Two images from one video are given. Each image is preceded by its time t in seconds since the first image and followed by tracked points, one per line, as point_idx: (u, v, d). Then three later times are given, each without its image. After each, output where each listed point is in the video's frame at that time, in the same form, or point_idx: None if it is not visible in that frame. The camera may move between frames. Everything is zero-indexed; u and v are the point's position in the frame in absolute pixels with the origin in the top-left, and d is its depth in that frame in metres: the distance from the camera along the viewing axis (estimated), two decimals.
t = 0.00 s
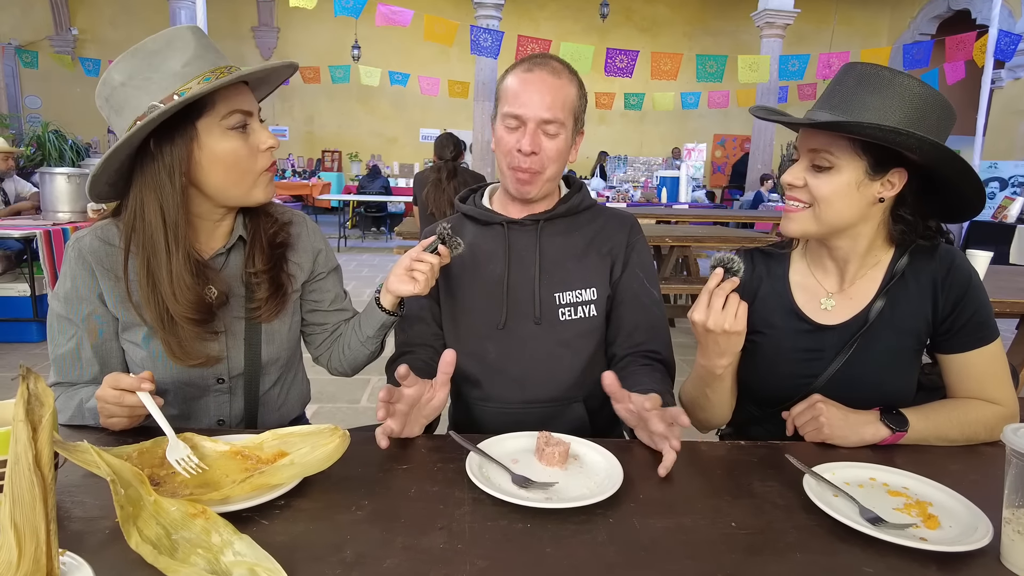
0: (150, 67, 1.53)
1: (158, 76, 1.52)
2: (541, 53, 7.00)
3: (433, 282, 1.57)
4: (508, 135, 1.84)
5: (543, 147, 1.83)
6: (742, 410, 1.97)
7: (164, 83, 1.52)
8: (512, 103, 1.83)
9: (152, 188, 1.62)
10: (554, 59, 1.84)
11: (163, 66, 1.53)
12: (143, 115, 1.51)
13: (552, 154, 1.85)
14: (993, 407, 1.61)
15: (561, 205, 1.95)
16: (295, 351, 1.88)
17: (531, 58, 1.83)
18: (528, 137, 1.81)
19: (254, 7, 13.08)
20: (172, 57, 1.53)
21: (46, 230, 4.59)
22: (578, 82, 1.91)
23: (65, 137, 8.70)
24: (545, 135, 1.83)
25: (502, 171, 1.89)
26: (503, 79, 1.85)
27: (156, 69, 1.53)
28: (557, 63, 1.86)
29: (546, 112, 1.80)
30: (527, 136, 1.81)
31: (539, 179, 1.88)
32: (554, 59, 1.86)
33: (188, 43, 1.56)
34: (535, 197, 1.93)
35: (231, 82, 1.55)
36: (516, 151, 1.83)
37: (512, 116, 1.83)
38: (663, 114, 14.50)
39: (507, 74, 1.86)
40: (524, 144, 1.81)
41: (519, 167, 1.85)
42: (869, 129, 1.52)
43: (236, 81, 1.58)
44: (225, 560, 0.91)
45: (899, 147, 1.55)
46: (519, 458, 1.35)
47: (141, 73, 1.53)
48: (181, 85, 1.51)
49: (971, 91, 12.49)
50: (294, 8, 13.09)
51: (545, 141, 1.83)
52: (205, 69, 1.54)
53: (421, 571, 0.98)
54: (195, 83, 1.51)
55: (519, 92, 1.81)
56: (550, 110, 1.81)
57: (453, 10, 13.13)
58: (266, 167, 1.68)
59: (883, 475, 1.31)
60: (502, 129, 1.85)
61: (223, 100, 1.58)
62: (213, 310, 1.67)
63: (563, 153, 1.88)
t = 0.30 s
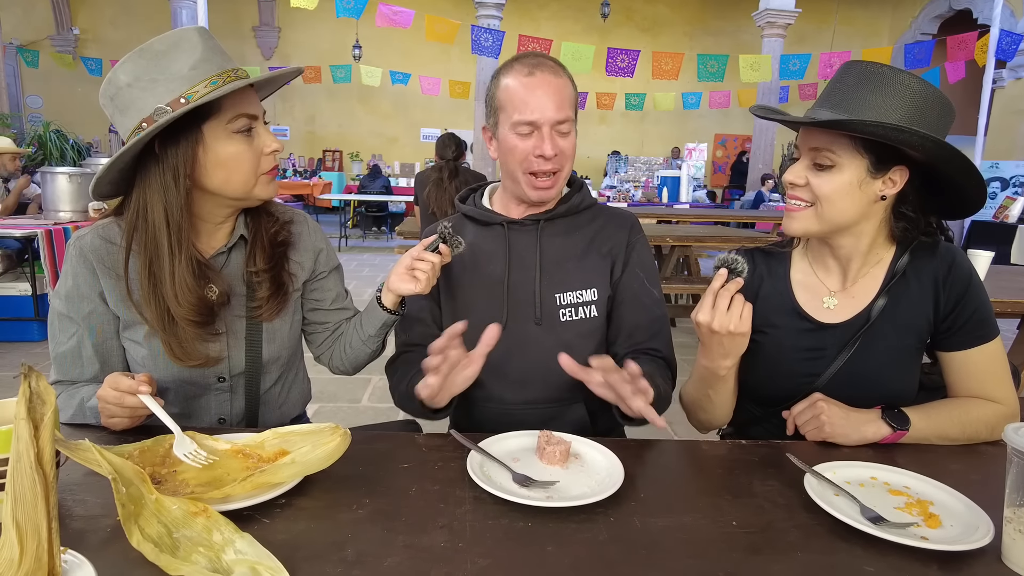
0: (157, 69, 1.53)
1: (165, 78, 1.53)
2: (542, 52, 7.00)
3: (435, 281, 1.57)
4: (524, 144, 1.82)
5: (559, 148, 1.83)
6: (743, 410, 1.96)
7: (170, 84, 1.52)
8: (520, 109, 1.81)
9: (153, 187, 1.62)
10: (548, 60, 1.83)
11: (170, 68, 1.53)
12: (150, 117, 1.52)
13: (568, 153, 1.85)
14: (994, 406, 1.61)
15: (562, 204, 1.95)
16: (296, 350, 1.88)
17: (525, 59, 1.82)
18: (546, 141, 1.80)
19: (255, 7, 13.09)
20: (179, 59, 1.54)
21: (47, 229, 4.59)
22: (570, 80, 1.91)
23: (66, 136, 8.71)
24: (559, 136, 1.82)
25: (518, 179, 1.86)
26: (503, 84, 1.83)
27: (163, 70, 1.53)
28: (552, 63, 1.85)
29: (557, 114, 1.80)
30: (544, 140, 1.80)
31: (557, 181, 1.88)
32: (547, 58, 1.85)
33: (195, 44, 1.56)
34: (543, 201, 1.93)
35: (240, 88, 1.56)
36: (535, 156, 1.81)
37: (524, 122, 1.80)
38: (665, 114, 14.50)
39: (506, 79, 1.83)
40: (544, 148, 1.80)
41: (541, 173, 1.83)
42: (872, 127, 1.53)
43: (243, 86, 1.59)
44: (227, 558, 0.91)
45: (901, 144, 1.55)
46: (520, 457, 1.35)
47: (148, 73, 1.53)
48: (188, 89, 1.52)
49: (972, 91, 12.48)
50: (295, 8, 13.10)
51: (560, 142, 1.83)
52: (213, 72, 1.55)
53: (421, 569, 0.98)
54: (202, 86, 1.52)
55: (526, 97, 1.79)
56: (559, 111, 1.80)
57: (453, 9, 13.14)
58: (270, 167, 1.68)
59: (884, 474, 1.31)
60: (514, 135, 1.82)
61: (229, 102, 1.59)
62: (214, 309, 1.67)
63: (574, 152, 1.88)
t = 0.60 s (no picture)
0: (164, 71, 1.53)
1: (173, 82, 1.53)
2: (543, 52, 7.00)
3: (437, 284, 1.57)
4: (529, 154, 1.80)
5: (563, 154, 1.81)
6: (742, 411, 1.96)
7: (177, 88, 1.52)
8: (520, 119, 1.78)
9: (156, 189, 1.62)
10: (539, 65, 1.81)
11: (178, 71, 1.53)
12: (156, 121, 1.52)
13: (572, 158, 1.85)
14: (993, 406, 1.60)
15: (561, 207, 1.94)
16: (297, 352, 1.88)
17: (516, 66, 1.80)
18: (551, 149, 1.78)
19: (256, 7, 13.11)
20: (188, 62, 1.54)
21: (49, 229, 4.60)
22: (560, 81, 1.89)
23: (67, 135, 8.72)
24: (561, 141, 1.81)
25: (527, 189, 1.85)
26: (501, 93, 1.80)
27: (171, 73, 1.53)
28: (543, 68, 1.83)
29: (557, 120, 1.78)
30: (549, 148, 1.79)
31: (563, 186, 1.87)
32: (539, 63, 1.83)
33: (204, 48, 1.56)
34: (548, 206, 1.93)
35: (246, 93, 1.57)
36: (543, 165, 1.80)
37: (528, 132, 1.78)
38: (665, 114, 14.50)
39: (503, 88, 1.80)
40: (550, 157, 1.78)
41: (548, 181, 1.82)
42: (865, 128, 1.53)
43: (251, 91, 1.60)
44: (226, 561, 0.91)
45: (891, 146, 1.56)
46: (520, 459, 1.35)
47: (155, 76, 1.53)
48: (197, 94, 1.52)
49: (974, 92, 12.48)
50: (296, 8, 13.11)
51: (564, 147, 1.82)
52: (221, 77, 1.56)
53: (421, 571, 0.98)
54: (211, 93, 1.53)
55: (528, 107, 1.77)
56: (558, 117, 1.79)
57: (454, 9, 13.14)
58: (274, 171, 1.68)
59: (884, 476, 1.31)
60: (519, 147, 1.80)
61: (236, 106, 1.59)
62: (216, 311, 1.67)
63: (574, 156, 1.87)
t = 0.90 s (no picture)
0: (169, 73, 1.53)
1: (177, 84, 1.52)
2: (543, 53, 7.00)
3: (441, 287, 1.57)
4: (517, 153, 1.80)
5: (552, 155, 1.80)
6: (743, 412, 1.96)
7: (181, 90, 1.52)
8: (509, 119, 1.79)
9: (159, 191, 1.62)
10: (534, 65, 1.80)
11: (182, 74, 1.53)
12: (161, 124, 1.52)
13: (562, 160, 1.84)
14: (993, 408, 1.60)
15: (558, 209, 1.94)
16: (299, 354, 1.88)
17: (508, 66, 1.80)
18: (538, 149, 1.78)
19: (257, 7, 13.11)
20: (193, 65, 1.54)
21: (50, 229, 4.59)
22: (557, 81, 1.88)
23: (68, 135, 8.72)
24: (550, 142, 1.80)
25: (514, 189, 1.85)
26: (493, 92, 1.80)
27: (175, 76, 1.53)
28: (538, 67, 1.83)
29: (546, 121, 1.77)
30: (537, 148, 1.78)
31: (552, 188, 1.86)
32: (533, 64, 1.84)
33: (208, 52, 1.56)
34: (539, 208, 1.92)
35: (251, 97, 1.57)
36: (530, 165, 1.79)
37: (516, 131, 1.78)
38: (666, 114, 14.49)
39: (495, 87, 1.80)
40: (537, 157, 1.78)
41: (535, 181, 1.81)
42: (855, 132, 1.53)
43: (255, 96, 1.60)
44: (227, 563, 0.91)
45: (884, 150, 1.55)
46: (521, 460, 1.35)
47: (160, 78, 1.52)
48: (201, 97, 1.52)
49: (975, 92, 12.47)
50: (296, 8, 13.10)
51: (553, 149, 1.81)
52: (226, 80, 1.56)
53: (421, 571, 0.98)
54: (215, 95, 1.53)
55: (519, 105, 1.77)
56: (548, 117, 1.78)
57: (455, 9, 13.14)
58: (278, 175, 1.68)
59: (885, 479, 1.30)
60: (507, 146, 1.80)
61: (241, 110, 1.59)
62: (219, 314, 1.67)
63: (566, 157, 1.86)
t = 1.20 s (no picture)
0: (173, 74, 1.53)
1: (181, 84, 1.52)
2: (545, 52, 7.00)
3: (443, 288, 1.57)
4: (511, 137, 1.82)
5: (546, 141, 1.82)
6: (745, 412, 1.95)
7: (186, 91, 1.52)
8: (504, 105, 1.82)
9: (161, 191, 1.62)
10: (527, 58, 1.84)
11: (186, 74, 1.53)
12: (164, 124, 1.51)
13: (558, 146, 1.85)
14: (997, 411, 1.60)
15: (559, 210, 1.94)
16: (300, 354, 1.88)
17: (506, 58, 1.85)
18: (531, 133, 1.80)
19: (259, 6, 13.12)
20: (197, 65, 1.54)
21: (50, 228, 4.59)
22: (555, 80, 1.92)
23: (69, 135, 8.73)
24: (544, 129, 1.83)
25: (507, 175, 1.85)
26: (488, 83, 1.84)
27: (179, 76, 1.53)
28: (536, 62, 1.87)
29: (540, 107, 1.81)
30: (530, 133, 1.80)
31: (549, 175, 1.87)
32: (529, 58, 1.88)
33: (213, 53, 1.56)
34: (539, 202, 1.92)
35: (255, 98, 1.57)
36: (524, 150, 1.81)
37: (511, 118, 1.81)
38: (667, 115, 14.48)
39: (492, 77, 1.85)
40: (529, 140, 1.80)
41: (528, 166, 1.82)
42: (859, 134, 1.52)
43: (259, 96, 1.60)
44: (228, 564, 0.91)
45: (889, 152, 1.54)
46: (522, 461, 1.35)
47: (164, 79, 1.52)
48: (205, 97, 1.52)
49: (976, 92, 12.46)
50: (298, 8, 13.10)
51: (547, 134, 1.83)
52: (230, 81, 1.56)
53: (423, 573, 0.98)
54: (219, 96, 1.53)
55: (511, 92, 1.80)
56: (543, 104, 1.81)
57: (457, 9, 13.13)
58: (281, 176, 1.68)
59: (887, 481, 1.30)
60: (502, 132, 1.83)
61: (245, 111, 1.59)
62: (221, 315, 1.66)
63: (562, 148, 1.87)
